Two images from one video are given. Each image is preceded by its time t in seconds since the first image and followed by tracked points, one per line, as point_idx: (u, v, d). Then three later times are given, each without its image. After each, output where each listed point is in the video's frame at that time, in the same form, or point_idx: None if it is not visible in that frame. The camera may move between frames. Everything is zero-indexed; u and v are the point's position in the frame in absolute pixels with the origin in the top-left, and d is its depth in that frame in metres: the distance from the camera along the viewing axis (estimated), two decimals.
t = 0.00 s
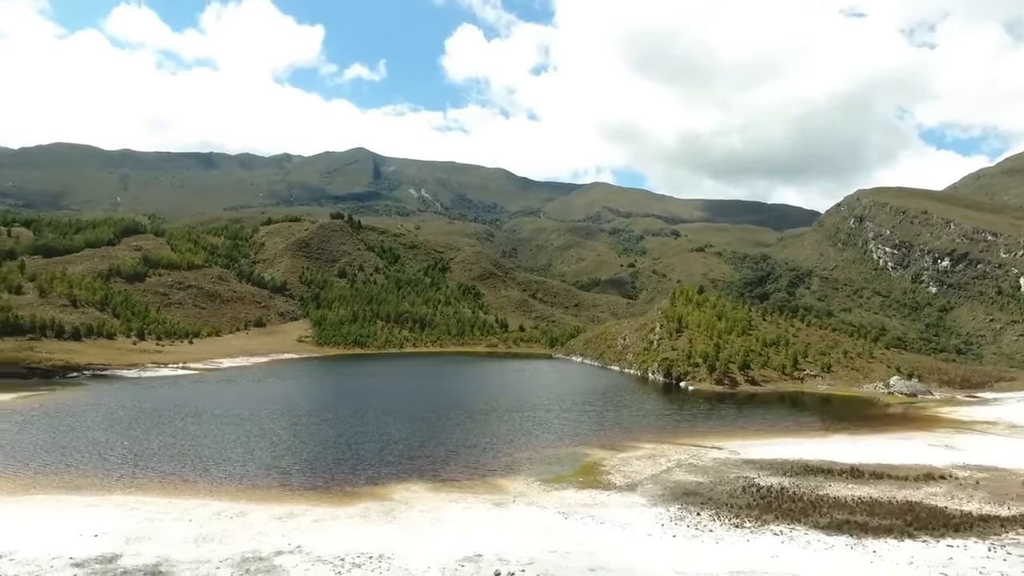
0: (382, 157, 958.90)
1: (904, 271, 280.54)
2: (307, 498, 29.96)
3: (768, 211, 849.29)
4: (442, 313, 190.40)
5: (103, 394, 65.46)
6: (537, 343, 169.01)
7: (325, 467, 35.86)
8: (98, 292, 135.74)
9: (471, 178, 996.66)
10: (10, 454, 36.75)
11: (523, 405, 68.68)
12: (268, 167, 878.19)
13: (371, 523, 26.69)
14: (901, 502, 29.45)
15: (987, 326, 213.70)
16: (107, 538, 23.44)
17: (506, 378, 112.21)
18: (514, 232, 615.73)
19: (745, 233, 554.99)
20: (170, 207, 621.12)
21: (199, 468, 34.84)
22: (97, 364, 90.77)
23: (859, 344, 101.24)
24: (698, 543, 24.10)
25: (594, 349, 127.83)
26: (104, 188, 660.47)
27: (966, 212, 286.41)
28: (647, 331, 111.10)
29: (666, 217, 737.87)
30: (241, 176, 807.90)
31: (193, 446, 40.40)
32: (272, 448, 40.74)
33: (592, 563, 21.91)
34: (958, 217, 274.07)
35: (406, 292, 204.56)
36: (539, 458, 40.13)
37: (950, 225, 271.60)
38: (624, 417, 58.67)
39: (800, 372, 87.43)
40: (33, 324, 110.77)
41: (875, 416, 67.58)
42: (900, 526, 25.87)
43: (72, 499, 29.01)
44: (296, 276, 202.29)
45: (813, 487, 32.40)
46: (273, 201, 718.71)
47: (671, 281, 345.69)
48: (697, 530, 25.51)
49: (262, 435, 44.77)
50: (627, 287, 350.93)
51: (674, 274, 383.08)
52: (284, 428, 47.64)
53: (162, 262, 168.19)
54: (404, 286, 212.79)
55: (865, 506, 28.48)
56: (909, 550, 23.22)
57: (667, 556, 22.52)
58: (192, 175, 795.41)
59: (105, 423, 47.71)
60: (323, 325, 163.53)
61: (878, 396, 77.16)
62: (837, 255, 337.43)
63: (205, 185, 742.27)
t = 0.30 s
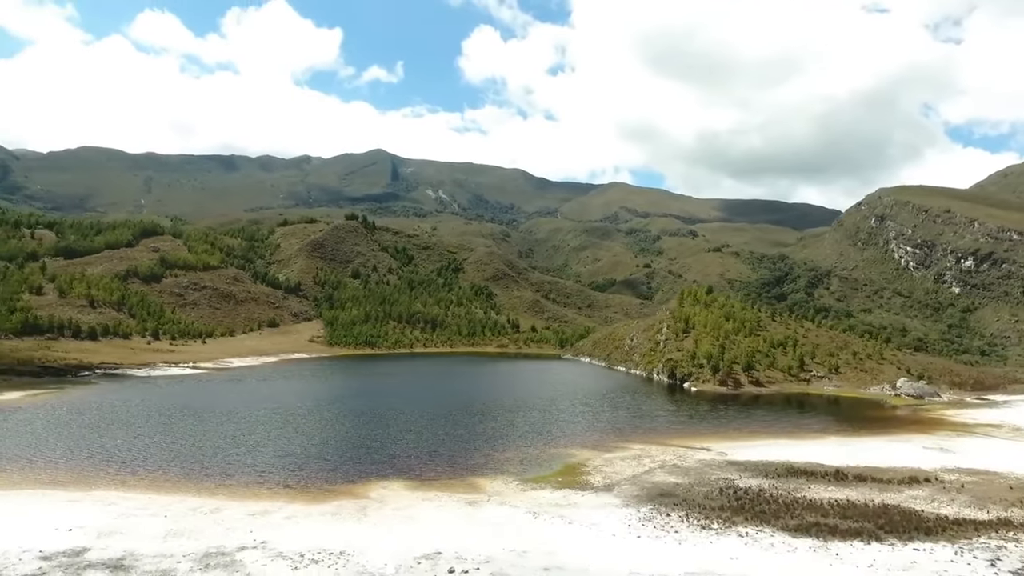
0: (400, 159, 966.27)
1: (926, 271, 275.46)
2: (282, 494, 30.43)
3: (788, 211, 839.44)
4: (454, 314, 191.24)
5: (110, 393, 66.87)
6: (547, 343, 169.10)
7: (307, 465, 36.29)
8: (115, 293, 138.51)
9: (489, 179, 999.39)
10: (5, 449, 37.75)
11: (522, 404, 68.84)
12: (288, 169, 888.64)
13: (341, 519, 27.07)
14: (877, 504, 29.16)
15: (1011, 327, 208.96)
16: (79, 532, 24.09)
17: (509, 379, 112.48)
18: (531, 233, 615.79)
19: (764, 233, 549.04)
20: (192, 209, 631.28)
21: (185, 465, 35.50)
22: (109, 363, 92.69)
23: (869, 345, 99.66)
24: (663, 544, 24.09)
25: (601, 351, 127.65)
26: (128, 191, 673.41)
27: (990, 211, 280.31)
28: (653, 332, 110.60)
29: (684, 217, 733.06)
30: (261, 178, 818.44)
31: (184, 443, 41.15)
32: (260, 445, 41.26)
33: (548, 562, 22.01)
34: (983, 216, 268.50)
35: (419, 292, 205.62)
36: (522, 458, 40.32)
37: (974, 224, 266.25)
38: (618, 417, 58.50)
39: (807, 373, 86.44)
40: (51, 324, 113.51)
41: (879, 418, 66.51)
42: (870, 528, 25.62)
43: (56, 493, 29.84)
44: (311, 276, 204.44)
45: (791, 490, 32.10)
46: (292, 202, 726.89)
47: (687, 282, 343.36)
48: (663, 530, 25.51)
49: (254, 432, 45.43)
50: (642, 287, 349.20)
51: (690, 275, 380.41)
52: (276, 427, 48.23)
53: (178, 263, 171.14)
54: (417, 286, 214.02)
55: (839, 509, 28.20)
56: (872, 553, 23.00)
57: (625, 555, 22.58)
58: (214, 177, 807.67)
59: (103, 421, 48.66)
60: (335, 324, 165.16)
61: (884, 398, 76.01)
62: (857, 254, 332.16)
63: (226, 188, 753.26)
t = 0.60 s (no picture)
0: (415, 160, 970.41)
1: (944, 271, 271.17)
2: (256, 492, 30.83)
3: (805, 211, 830.56)
4: (461, 314, 191.76)
5: (111, 392, 68.01)
6: (553, 344, 169.05)
7: (287, 464, 36.66)
8: (126, 293, 140.79)
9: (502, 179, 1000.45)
10: None
11: (516, 404, 68.93)
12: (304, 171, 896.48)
13: (308, 516, 27.39)
14: (848, 506, 28.91)
15: None
16: (48, 528, 24.64)
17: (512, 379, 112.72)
18: (544, 233, 615.31)
19: (779, 233, 543.83)
20: (209, 210, 639.05)
21: (166, 463, 36.02)
22: (115, 363, 94.31)
23: (874, 346, 98.38)
24: (621, 544, 24.11)
25: (605, 351, 127.39)
26: (147, 193, 683.70)
27: (1010, 210, 275.21)
28: (656, 333, 110.24)
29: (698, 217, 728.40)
30: (277, 180, 826.74)
31: (171, 441, 41.76)
32: (246, 443, 41.75)
33: (501, 562, 22.08)
34: (1002, 215, 263.70)
35: (427, 293, 206.44)
36: (504, 458, 40.31)
37: (993, 223, 261.52)
38: (609, 417, 58.39)
39: (808, 375, 85.65)
40: (62, 324, 115.71)
41: (877, 420, 65.62)
42: (834, 531, 25.42)
43: (37, 489, 30.52)
44: (321, 277, 206.12)
45: (764, 491, 31.90)
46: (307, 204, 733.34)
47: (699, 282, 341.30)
48: (624, 531, 25.56)
49: (243, 431, 45.94)
50: (654, 288, 347.64)
51: (702, 275, 377.98)
52: (266, 426, 48.74)
53: (189, 264, 173.50)
54: (425, 287, 214.96)
55: (807, 511, 28.02)
56: (831, 555, 22.82)
57: (580, 556, 22.61)
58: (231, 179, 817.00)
59: (97, 419, 49.49)
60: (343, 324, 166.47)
61: (885, 400, 75.02)
62: (873, 254, 327.67)
63: (243, 189, 761.57)
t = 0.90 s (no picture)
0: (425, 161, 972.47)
1: (956, 271, 267.61)
2: (227, 490, 31.22)
3: (818, 211, 822.47)
4: (465, 315, 192.08)
5: (108, 391, 69.01)
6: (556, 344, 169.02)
7: (263, 462, 37.01)
8: (132, 294, 142.51)
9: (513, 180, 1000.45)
10: None
11: (507, 404, 69.05)
12: (315, 172, 901.73)
13: (273, 513, 27.75)
14: (814, 508, 28.77)
15: None
16: (15, 523, 25.21)
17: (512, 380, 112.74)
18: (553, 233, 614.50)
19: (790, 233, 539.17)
20: (221, 212, 644.51)
21: (144, 460, 36.52)
22: (117, 363, 95.55)
23: (875, 346, 97.35)
24: (575, 543, 24.21)
25: (606, 352, 127.13)
26: (160, 195, 691.14)
27: None
28: (656, 334, 109.92)
29: (709, 217, 723.99)
30: (288, 182, 832.08)
31: (155, 439, 42.36)
32: (228, 441, 42.22)
33: (450, 560, 22.26)
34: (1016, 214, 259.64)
35: (432, 293, 207.04)
36: (481, 457, 40.40)
37: (1007, 223, 257.55)
38: (596, 418, 58.28)
39: (805, 376, 85.02)
40: (68, 325, 117.40)
41: (869, 421, 65.07)
42: (792, 532, 25.34)
43: (15, 486, 31.17)
44: (326, 278, 207.35)
45: (733, 492, 31.84)
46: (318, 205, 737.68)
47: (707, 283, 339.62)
48: (581, 530, 25.65)
49: (227, 429, 46.45)
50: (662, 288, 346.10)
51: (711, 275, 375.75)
52: (253, 425, 49.26)
53: (195, 265, 175.35)
54: (430, 287, 215.55)
55: (769, 512, 27.95)
56: (782, 556, 22.81)
57: (528, 555, 22.72)
58: (243, 181, 823.54)
59: (87, 418, 50.21)
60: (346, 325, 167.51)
61: (880, 401, 74.33)
62: (885, 254, 324.04)
63: (254, 191, 767.68)
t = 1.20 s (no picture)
0: (431, 162, 973.93)
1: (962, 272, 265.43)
2: (193, 488, 31.51)
3: (826, 211, 817.44)
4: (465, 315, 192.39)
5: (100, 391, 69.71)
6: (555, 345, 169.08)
7: (236, 461, 37.30)
8: (133, 294, 143.56)
9: (518, 180, 1000.25)
10: None
11: (495, 404, 69.16)
12: (321, 173, 905.18)
13: (233, 512, 27.97)
14: (774, 508, 28.72)
15: None
16: None
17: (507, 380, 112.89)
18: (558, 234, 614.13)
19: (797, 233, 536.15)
20: (227, 212, 647.76)
21: (118, 459, 36.93)
22: (113, 363, 96.34)
23: (869, 347, 96.87)
24: (526, 542, 24.29)
25: (602, 353, 127.03)
26: (167, 196, 695.66)
27: None
28: (651, 334, 109.77)
29: (715, 217, 721.19)
30: (295, 183, 835.79)
31: (133, 438, 42.79)
32: (205, 440, 42.61)
33: (396, 559, 22.43)
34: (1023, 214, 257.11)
35: (432, 294, 207.54)
36: (453, 457, 40.54)
37: (1014, 223, 255.17)
38: (579, 419, 58.24)
39: (796, 377, 84.74)
40: (67, 325, 118.46)
41: (854, 423, 64.82)
42: (746, 532, 25.37)
43: None
44: (327, 278, 208.29)
45: (697, 492, 31.89)
46: (324, 207, 740.13)
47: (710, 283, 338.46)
48: (535, 530, 25.77)
49: (207, 428, 46.83)
50: (665, 289, 345.19)
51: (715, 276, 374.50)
52: (233, 424, 49.63)
53: (197, 266, 176.47)
54: (431, 288, 216.01)
55: (728, 512, 28.01)
56: (730, 556, 22.84)
57: (476, 555, 22.83)
58: (250, 182, 827.65)
59: (72, 417, 50.71)
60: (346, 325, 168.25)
61: (869, 402, 74.02)
62: (891, 254, 321.92)
63: (261, 192, 771.40)
